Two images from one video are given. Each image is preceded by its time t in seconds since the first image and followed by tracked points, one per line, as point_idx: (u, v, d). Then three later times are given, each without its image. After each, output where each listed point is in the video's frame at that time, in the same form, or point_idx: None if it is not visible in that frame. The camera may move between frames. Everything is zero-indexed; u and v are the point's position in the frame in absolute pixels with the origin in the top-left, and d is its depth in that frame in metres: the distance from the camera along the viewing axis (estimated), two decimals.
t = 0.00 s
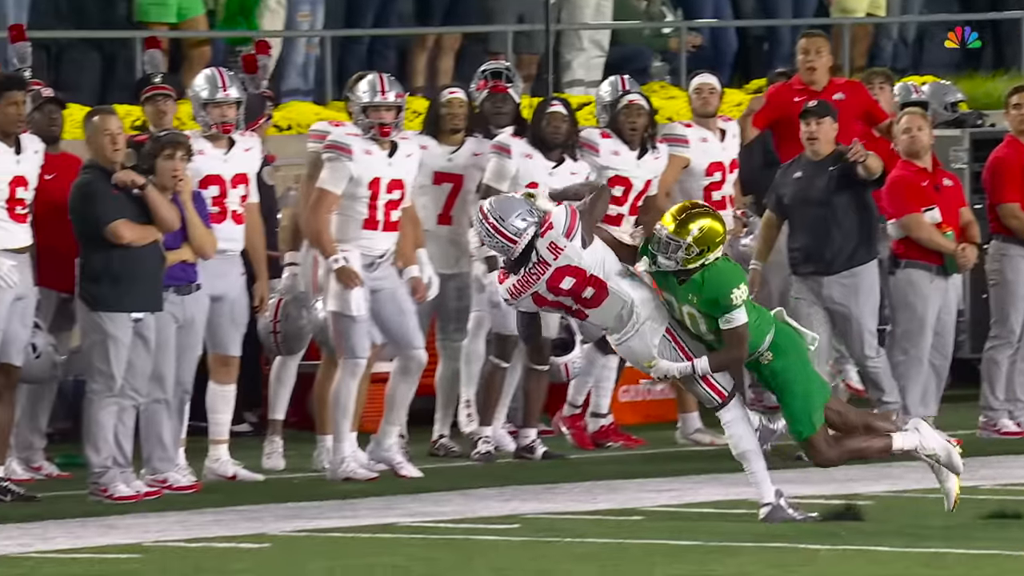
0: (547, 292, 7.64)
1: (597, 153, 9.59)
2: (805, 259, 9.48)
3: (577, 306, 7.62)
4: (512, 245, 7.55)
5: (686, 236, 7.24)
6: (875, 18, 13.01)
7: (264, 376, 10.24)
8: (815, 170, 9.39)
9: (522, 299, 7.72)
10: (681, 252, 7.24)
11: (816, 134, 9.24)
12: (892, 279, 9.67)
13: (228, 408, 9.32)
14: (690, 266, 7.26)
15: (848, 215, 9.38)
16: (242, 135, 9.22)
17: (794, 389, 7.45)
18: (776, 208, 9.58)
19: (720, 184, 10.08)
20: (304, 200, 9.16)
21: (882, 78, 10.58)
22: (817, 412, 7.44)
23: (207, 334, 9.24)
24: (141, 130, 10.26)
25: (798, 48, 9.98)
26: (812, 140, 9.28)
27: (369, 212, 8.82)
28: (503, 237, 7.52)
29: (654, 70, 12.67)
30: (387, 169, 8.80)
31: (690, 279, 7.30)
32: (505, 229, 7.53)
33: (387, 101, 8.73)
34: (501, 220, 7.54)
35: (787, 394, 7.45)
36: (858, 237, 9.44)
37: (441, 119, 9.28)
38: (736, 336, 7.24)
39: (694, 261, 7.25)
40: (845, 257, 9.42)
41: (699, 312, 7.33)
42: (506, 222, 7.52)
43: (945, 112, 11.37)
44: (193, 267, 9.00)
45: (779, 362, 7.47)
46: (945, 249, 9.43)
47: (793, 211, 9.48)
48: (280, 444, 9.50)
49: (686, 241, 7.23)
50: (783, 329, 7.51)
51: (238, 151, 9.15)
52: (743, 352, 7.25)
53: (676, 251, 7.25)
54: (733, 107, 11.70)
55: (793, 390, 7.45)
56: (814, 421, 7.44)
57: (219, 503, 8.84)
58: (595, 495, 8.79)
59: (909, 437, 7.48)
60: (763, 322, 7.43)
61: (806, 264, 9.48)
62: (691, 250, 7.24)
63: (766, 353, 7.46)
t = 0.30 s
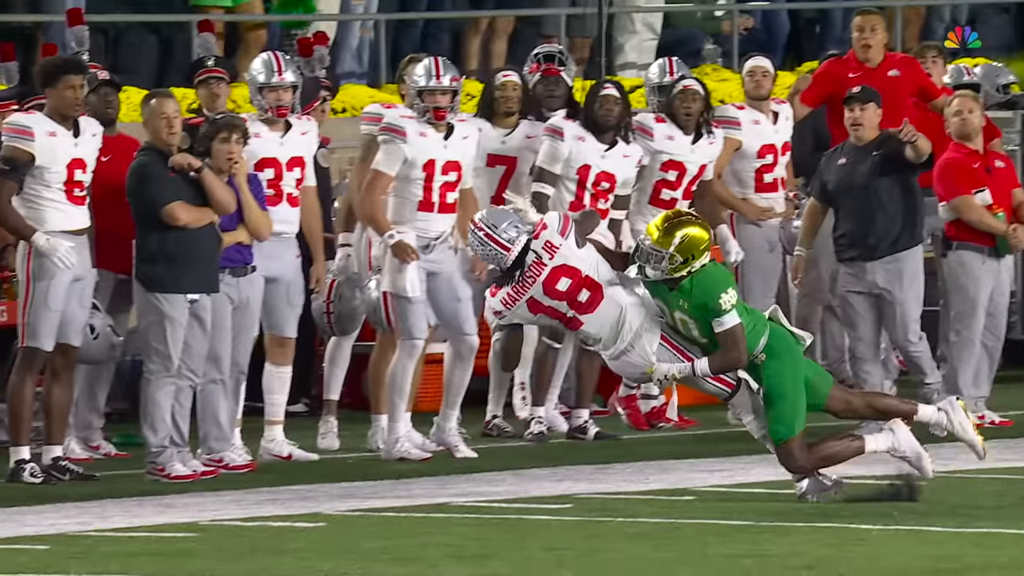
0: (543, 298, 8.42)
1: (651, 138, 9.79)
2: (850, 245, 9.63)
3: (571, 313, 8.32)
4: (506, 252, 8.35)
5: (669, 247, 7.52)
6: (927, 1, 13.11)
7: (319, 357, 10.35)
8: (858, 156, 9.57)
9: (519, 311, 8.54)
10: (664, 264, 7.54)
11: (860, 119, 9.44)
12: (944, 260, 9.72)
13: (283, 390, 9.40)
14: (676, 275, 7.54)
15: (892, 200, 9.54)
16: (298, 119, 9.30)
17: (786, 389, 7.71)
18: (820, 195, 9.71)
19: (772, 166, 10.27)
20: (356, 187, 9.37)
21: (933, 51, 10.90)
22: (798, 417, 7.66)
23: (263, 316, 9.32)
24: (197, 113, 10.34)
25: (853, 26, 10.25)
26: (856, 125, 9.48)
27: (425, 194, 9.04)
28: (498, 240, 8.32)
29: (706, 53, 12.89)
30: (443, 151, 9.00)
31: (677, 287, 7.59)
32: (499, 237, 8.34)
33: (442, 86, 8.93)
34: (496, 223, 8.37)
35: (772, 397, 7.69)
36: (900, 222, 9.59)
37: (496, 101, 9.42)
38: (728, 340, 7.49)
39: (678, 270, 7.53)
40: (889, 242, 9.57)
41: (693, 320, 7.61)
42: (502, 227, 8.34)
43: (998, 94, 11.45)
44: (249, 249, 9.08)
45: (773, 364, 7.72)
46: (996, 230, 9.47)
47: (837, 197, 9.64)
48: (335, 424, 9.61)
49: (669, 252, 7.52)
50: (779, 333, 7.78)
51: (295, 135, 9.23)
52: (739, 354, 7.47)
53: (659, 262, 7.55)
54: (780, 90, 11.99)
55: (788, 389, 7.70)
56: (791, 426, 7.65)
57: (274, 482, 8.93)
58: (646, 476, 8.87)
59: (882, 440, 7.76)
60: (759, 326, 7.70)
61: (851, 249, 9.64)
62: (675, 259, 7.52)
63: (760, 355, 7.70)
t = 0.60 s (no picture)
0: (531, 312, 8.25)
1: (694, 128, 9.76)
2: (884, 238, 9.83)
3: (558, 329, 8.24)
4: (497, 265, 8.30)
5: (647, 263, 7.51)
6: None
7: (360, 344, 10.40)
8: (892, 148, 9.78)
9: (505, 326, 8.31)
10: (644, 280, 7.52)
11: (893, 109, 9.68)
12: (987, 248, 9.70)
13: (324, 378, 9.47)
14: (657, 289, 7.52)
15: (926, 190, 9.76)
16: (341, 108, 9.33)
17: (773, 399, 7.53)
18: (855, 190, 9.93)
19: (813, 155, 10.34)
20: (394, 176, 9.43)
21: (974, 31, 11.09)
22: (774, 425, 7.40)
23: (304, 305, 9.37)
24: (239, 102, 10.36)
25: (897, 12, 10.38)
26: (890, 116, 9.71)
27: (466, 182, 9.14)
28: (488, 250, 8.30)
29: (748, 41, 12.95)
30: (484, 139, 9.10)
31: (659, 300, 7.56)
32: (492, 247, 8.32)
33: (484, 75, 8.97)
34: (486, 239, 8.37)
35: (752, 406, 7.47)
36: (935, 215, 9.77)
37: (537, 89, 9.48)
38: (707, 347, 7.43)
39: (658, 284, 7.51)
40: (923, 235, 9.76)
41: (679, 330, 7.57)
42: (491, 242, 8.34)
43: None
44: (290, 237, 9.11)
45: (758, 374, 7.53)
46: None
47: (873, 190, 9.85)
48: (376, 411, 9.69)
49: (647, 268, 7.50)
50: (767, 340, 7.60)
51: (338, 124, 9.26)
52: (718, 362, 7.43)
53: (639, 279, 7.53)
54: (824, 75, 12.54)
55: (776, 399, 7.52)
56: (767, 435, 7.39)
57: (316, 469, 8.96)
58: (686, 465, 8.89)
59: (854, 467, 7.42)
60: (745, 336, 7.53)
61: (885, 242, 9.84)
62: (653, 275, 7.50)
63: (748, 365, 7.53)
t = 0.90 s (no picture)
0: (523, 333, 7.98)
1: (727, 121, 9.81)
2: (911, 231, 9.83)
3: (549, 351, 8.06)
4: (489, 283, 7.95)
5: (628, 276, 7.52)
6: None
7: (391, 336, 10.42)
8: (921, 142, 9.77)
9: (496, 348, 7.95)
10: (628, 293, 7.53)
11: (920, 102, 9.66)
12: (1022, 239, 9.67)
13: (355, 371, 9.49)
14: (642, 302, 7.53)
15: (954, 184, 9.75)
16: (375, 101, 9.34)
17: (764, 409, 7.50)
18: (884, 183, 9.92)
19: (845, 147, 10.35)
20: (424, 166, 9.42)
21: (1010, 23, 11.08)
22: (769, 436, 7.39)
23: (336, 298, 9.39)
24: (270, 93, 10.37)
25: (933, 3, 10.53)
26: (917, 108, 9.70)
27: (498, 174, 9.20)
28: (480, 266, 7.95)
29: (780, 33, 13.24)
30: (516, 130, 9.16)
31: (643, 313, 7.55)
32: (477, 265, 7.97)
33: (516, 68, 8.99)
34: (478, 255, 8.02)
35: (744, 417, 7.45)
36: (962, 209, 9.76)
37: (569, 82, 9.53)
38: (686, 353, 7.44)
39: (642, 296, 7.52)
40: (950, 230, 9.75)
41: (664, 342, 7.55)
42: (482, 259, 8.00)
43: None
44: (322, 230, 9.12)
45: (750, 384, 7.51)
46: None
47: (902, 183, 9.84)
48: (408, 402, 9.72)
49: (629, 281, 7.51)
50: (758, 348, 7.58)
51: (371, 117, 9.27)
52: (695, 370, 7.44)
53: (624, 292, 7.55)
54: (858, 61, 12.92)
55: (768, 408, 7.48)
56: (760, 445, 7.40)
57: (346, 462, 8.97)
58: (717, 459, 8.89)
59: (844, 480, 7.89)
60: (735, 344, 7.53)
61: (912, 236, 9.83)
62: (636, 287, 7.51)
63: (738, 374, 7.52)
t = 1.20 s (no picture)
0: (511, 356, 7.43)
1: (758, 114, 9.90)
2: (935, 222, 9.82)
3: (538, 375, 7.48)
4: (481, 305, 7.40)
5: (612, 286, 7.29)
6: None
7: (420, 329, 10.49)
8: (947, 134, 9.76)
9: (485, 371, 7.40)
10: (613, 304, 7.29)
11: (945, 94, 9.65)
12: None
13: (384, 363, 9.52)
14: (627, 312, 7.30)
15: (979, 177, 9.72)
16: (405, 94, 9.35)
17: (763, 413, 7.28)
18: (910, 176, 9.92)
19: (875, 141, 10.35)
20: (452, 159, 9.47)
21: None
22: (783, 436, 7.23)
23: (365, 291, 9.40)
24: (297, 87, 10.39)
25: None
26: (941, 101, 9.68)
27: (527, 165, 9.25)
28: (472, 288, 7.40)
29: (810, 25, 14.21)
30: (545, 122, 9.19)
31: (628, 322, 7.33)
32: (468, 289, 7.41)
33: (544, 60, 8.99)
34: (469, 277, 7.47)
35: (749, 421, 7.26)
36: (987, 202, 9.73)
37: (598, 75, 9.61)
38: (667, 359, 7.22)
39: (628, 305, 7.29)
40: (974, 222, 9.71)
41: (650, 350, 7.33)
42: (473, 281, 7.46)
43: None
44: (351, 223, 9.11)
45: (746, 386, 7.33)
46: None
47: (927, 176, 9.82)
48: (435, 395, 9.75)
49: (614, 291, 7.29)
50: (748, 349, 7.40)
51: (401, 111, 9.28)
52: (673, 376, 7.23)
53: (608, 303, 7.30)
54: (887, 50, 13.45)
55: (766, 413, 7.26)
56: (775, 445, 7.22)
57: (376, 454, 8.97)
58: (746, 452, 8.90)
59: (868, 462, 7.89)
60: (724, 350, 7.33)
61: (937, 227, 9.81)
62: (621, 296, 7.28)
63: (733, 376, 7.35)
